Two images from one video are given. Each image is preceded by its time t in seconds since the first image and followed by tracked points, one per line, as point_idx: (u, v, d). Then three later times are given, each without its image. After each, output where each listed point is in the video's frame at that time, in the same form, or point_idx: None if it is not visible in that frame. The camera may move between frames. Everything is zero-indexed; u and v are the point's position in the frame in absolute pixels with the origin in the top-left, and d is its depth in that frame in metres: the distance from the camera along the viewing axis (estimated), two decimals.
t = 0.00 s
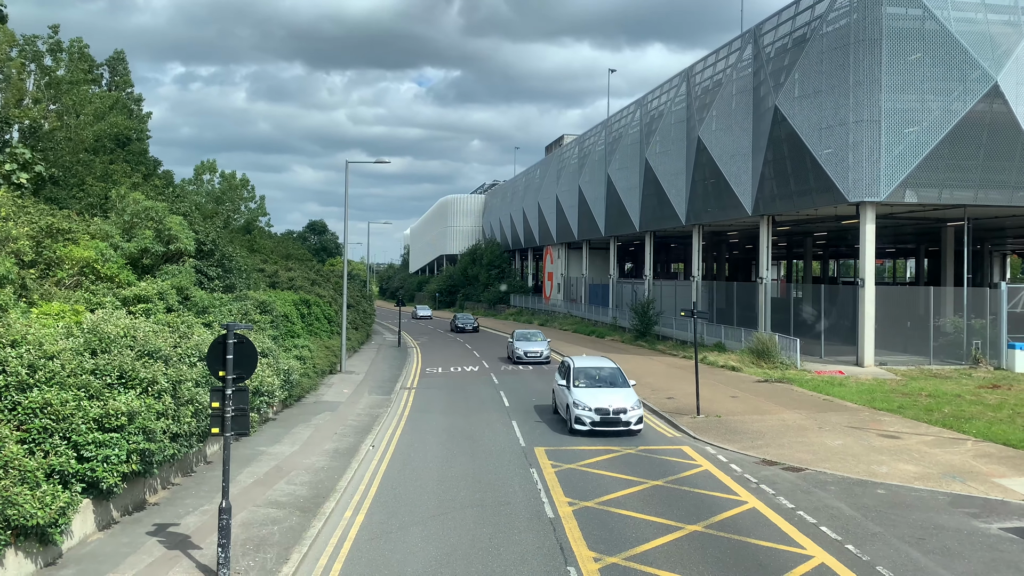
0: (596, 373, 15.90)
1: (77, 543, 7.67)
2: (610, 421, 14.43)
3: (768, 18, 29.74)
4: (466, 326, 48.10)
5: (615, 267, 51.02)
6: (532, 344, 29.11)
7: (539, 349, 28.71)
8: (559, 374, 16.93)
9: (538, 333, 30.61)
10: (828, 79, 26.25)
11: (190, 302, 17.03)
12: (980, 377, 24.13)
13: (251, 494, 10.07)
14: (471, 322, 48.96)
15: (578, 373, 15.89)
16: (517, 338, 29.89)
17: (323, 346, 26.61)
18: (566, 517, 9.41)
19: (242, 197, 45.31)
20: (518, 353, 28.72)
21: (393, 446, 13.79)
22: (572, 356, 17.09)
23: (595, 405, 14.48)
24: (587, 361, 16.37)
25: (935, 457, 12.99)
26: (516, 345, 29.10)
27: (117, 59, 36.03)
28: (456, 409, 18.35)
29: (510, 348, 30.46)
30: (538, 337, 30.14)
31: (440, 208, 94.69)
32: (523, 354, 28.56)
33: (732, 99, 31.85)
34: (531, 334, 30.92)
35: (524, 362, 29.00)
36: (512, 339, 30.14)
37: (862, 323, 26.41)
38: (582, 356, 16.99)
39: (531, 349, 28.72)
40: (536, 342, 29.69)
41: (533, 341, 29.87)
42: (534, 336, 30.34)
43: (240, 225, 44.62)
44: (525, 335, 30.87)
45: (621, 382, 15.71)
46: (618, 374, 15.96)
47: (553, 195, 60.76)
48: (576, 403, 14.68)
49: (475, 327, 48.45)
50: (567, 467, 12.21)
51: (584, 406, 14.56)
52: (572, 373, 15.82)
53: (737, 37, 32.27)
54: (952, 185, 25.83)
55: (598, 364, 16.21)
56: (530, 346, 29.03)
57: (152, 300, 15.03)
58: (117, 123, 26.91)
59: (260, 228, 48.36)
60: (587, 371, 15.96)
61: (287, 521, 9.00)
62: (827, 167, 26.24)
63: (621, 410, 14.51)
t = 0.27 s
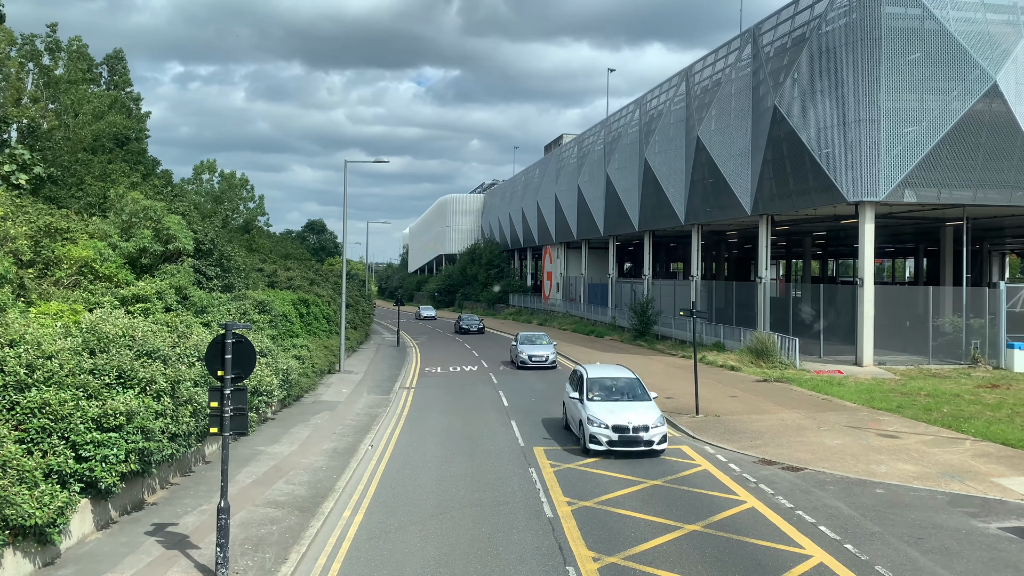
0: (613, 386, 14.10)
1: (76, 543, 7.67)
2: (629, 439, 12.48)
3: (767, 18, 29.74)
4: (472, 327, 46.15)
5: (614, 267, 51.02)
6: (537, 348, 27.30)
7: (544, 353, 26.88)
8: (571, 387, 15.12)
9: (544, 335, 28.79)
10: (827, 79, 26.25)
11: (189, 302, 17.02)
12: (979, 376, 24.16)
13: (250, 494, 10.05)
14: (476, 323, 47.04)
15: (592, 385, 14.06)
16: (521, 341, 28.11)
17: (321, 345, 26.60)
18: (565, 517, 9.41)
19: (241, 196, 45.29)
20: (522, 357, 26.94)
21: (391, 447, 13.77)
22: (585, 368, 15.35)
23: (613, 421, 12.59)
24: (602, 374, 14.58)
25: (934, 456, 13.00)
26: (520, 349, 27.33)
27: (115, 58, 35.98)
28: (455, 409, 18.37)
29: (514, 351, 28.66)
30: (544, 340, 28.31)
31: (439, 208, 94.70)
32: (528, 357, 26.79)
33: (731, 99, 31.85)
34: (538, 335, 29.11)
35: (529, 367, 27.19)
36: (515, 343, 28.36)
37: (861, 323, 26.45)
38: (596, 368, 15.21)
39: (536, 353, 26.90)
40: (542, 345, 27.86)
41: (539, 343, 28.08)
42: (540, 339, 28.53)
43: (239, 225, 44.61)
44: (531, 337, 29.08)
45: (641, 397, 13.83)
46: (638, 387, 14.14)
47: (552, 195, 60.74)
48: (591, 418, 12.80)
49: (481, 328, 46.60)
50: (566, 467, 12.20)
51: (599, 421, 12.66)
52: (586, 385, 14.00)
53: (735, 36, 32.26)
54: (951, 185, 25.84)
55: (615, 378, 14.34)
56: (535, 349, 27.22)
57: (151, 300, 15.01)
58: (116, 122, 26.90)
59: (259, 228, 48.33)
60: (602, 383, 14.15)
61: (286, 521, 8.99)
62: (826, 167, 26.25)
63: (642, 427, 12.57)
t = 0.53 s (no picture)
0: (634, 401, 12.15)
1: (75, 543, 7.68)
2: (655, 467, 10.53)
3: (766, 18, 29.76)
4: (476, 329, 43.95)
5: (613, 267, 51.03)
6: (541, 352, 25.07)
7: (550, 357, 24.66)
8: (584, 401, 13.21)
9: (549, 339, 26.60)
10: (826, 79, 26.25)
11: (188, 302, 17.01)
12: (978, 376, 24.21)
13: (248, 494, 10.05)
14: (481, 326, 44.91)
15: (610, 400, 12.10)
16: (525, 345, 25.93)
17: (321, 345, 26.61)
18: (564, 517, 9.42)
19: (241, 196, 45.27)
20: (526, 363, 24.72)
21: (390, 447, 13.76)
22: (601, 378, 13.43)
23: (635, 445, 10.64)
24: (622, 386, 12.58)
25: (932, 456, 13.01)
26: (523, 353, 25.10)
27: (114, 58, 35.94)
28: (454, 409, 18.38)
29: (517, 357, 26.46)
30: (549, 344, 26.11)
31: (438, 208, 94.70)
32: (532, 362, 24.57)
33: (730, 99, 31.85)
34: (542, 339, 27.01)
35: (533, 373, 24.95)
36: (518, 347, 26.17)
37: (859, 323, 26.48)
38: (614, 378, 13.27)
39: (540, 357, 24.66)
40: (547, 349, 25.61)
41: (545, 347, 25.92)
42: (544, 342, 26.39)
43: (239, 225, 44.59)
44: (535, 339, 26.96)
45: (667, 414, 11.85)
46: (662, 403, 12.17)
47: (551, 194, 60.74)
48: (609, 441, 10.86)
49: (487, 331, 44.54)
50: (564, 467, 12.22)
51: (619, 446, 10.71)
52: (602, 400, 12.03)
53: (734, 36, 32.27)
54: (950, 185, 25.86)
55: (636, 391, 12.36)
56: (540, 354, 24.94)
57: (150, 300, 15.01)
58: (115, 122, 26.89)
59: (258, 228, 48.32)
60: (623, 398, 12.17)
61: (284, 521, 8.99)
62: (825, 167, 26.26)
63: (670, 453, 10.61)
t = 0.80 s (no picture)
0: (662, 422, 10.24)
1: (73, 543, 7.69)
2: (691, 503, 8.60)
3: (765, 17, 29.77)
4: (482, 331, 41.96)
5: (612, 267, 51.03)
6: (547, 358, 23.26)
7: (556, 364, 22.85)
8: (602, 422, 11.34)
9: (556, 344, 24.73)
10: (825, 78, 26.27)
11: (186, 302, 17.00)
12: (976, 376, 24.21)
13: (247, 494, 10.04)
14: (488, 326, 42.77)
15: (633, 421, 10.22)
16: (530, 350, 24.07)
17: (320, 345, 26.60)
18: (562, 516, 9.42)
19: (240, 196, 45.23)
20: (531, 369, 22.91)
21: (389, 446, 13.75)
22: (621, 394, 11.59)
23: (665, 476, 8.73)
24: (647, 404, 10.73)
25: (930, 456, 13.03)
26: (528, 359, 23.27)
27: (112, 57, 35.88)
28: (452, 408, 18.40)
29: (521, 362, 24.62)
30: (556, 349, 24.28)
31: (437, 207, 94.66)
32: (538, 369, 22.77)
33: (729, 99, 31.87)
34: (549, 342, 25.16)
35: (538, 380, 23.12)
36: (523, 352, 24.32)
37: (858, 321, 26.53)
38: (636, 395, 11.44)
39: (547, 364, 22.84)
40: (553, 355, 23.78)
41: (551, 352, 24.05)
42: (551, 347, 24.53)
43: (237, 224, 44.54)
44: (540, 343, 25.12)
45: (701, 438, 9.96)
46: (695, 425, 10.24)
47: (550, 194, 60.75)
48: (634, 471, 8.95)
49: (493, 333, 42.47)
50: (563, 466, 12.22)
51: (646, 477, 8.78)
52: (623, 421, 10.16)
53: (733, 35, 32.28)
54: (948, 185, 25.88)
55: (664, 411, 10.48)
56: (546, 360, 23.11)
57: (149, 300, 15.00)
58: (114, 122, 26.86)
59: (257, 227, 48.28)
60: (649, 419, 10.27)
61: (283, 521, 8.99)
62: (824, 167, 26.28)
63: (709, 485, 8.67)
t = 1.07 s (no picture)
0: (700, 449, 8.26)
1: (71, 543, 7.68)
2: (744, 560, 6.74)
3: (764, 17, 29.77)
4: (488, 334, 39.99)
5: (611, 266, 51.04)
6: (555, 363, 21.36)
7: (565, 369, 20.94)
8: (626, 447, 9.35)
9: (563, 348, 22.83)
10: (824, 78, 26.28)
11: (185, 301, 16.98)
12: (974, 375, 24.22)
13: (245, 494, 10.04)
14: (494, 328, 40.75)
15: (666, 449, 8.22)
16: (536, 355, 22.18)
17: (319, 344, 26.59)
18: (561, 516, 9.43)
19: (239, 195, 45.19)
20: (537, 375, 21.03)
21: (387, 446, 13.75)
22: (647, 412, 9.60)
23: (710, 524, 6.89)
24: (681, 425, 8.71)
25: (929, 455, 13.05)
26: (534, 364, 21.38)
27: (111, 56, 35.83)
28: (451, 408, 18.40)
29: (526, 367, 22.71)
30: (563, 354, 22.37)
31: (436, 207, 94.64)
32: (545, 375, 20.86)
33: (728, 98, 31.88)
34: (555, 346, 23.22)
35: (545, 388, 21.22)
36: (527, 357, 22.40)
37: (857, 321, 26.54)
38: (665, 413, 9.45)
39: (554, 370, 20.93)
40: (561, 360, 21.87)
41: (559, 357, 22.14)
42: (558, 352, 22.62)
43: (236, 223, 44.48)
44: (547, 346, 23.15)
45: (748, 470, 8.04)
46: (741, 454, 8.26)
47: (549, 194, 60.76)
48: (670, 517, 7.10)
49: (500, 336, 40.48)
50: (562, 466, 12.23)
51: (687, 526, 6.93)
52: (653, 448, 8.22)
53: (732, 35, 32.29)
54: (947, 184, 25.91)
55: (704, 435, 8.47)
56: (553, 365, 21.20)
57: (147, 300, 14.98)
58: (112, 121, 26.81)
59: (256, 227, 48.24)
60: (685, 446, 8.27)
61: (281, 521, 8.98)
62: (822, 167, 26.29)
63: (766, 537, 6.83)
